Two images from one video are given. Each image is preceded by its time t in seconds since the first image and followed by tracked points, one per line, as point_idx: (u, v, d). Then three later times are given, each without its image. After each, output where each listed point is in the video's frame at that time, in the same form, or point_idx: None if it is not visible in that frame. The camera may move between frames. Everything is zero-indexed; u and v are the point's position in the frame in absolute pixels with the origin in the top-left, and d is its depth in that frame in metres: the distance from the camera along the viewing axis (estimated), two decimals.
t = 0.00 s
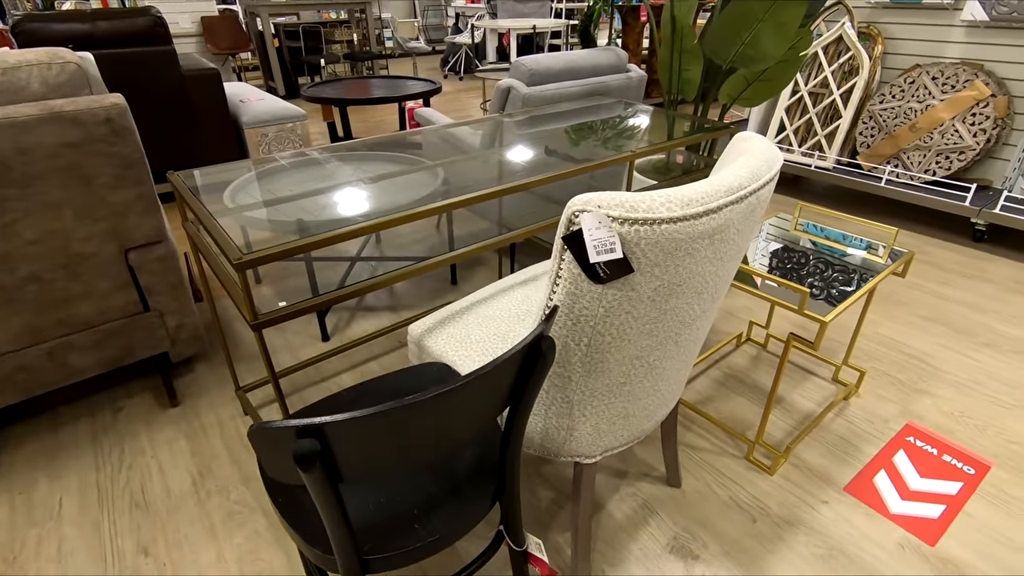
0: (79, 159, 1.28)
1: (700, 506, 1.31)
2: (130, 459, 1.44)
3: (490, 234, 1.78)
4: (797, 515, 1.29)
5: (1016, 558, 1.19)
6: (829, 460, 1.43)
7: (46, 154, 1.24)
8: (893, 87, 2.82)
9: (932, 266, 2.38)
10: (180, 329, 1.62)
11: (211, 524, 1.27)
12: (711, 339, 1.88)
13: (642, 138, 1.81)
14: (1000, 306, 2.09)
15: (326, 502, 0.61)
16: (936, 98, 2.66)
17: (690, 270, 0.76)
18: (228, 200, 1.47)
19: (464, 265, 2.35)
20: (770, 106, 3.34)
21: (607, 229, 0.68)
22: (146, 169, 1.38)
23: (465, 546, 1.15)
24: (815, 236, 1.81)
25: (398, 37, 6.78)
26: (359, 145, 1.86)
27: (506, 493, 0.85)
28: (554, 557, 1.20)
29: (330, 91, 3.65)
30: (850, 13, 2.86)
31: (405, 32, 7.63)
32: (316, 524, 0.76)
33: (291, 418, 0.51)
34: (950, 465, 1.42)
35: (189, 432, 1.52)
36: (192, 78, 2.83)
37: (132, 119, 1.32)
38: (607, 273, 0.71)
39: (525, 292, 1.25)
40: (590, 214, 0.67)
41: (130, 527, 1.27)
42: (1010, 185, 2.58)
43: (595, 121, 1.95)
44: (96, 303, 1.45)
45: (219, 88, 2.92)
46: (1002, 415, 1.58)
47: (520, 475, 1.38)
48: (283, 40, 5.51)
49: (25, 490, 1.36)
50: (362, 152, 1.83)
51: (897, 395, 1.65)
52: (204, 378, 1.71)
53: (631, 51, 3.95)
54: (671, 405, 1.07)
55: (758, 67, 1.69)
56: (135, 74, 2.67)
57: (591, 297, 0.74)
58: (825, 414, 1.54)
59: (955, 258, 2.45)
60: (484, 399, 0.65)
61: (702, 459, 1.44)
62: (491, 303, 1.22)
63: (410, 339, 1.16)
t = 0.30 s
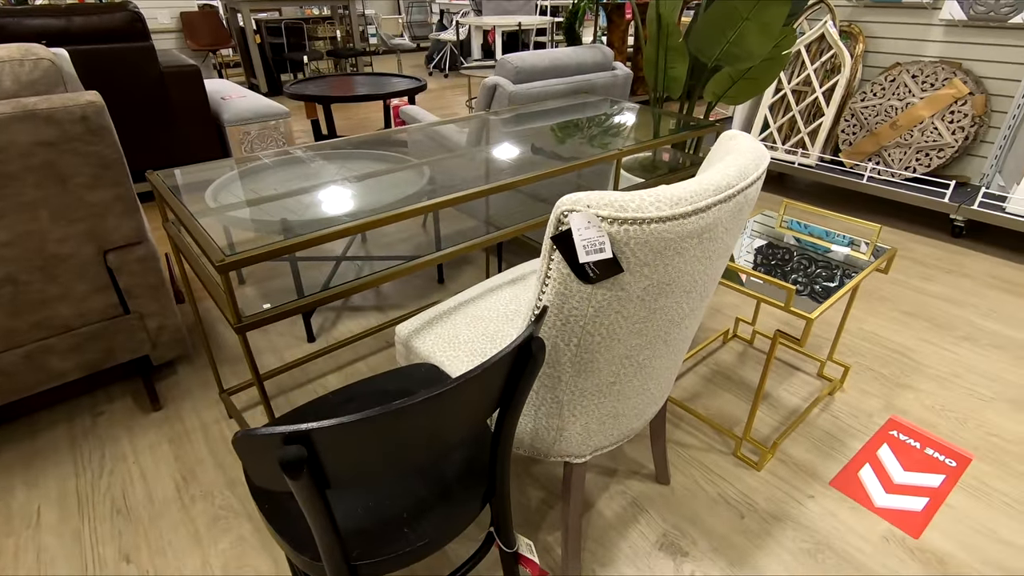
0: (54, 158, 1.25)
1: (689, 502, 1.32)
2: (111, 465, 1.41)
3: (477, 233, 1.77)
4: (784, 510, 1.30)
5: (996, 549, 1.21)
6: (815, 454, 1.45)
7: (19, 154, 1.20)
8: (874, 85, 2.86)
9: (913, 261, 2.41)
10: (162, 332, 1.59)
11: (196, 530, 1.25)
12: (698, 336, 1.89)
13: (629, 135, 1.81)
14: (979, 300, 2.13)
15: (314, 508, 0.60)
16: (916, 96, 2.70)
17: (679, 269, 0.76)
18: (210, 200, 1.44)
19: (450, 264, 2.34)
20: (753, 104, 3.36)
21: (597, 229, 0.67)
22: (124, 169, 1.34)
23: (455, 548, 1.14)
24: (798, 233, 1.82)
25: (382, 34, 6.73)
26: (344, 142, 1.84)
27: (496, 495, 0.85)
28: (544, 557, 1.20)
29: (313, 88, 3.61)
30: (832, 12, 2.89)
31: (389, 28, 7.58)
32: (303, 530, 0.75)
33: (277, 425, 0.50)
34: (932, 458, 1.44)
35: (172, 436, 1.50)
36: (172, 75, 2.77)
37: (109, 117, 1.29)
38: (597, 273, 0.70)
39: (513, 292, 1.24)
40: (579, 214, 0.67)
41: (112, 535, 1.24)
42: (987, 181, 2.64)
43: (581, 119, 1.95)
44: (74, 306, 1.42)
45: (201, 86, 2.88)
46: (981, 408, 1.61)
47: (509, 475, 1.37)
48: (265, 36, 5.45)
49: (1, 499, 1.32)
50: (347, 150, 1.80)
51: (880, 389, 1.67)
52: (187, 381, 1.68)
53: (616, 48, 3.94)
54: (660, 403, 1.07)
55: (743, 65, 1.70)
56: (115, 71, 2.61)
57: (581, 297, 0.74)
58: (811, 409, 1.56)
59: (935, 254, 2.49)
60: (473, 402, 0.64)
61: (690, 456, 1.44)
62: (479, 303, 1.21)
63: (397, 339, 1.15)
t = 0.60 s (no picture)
0: (24, 158, 1.20)
1: (681, 505, 1.31)
2: (87, 474, 1.37)
3: (464, 233, 1.74)
4: (776, 511, 1.29)
5: (985, 547, 1.22)
6: (805, 454, 1.44)
7: None
8: (859, 84, 2.87)
9: (898, 259, 2.43)
10: (141, 336, 1.54)
11: (177, 541, 1.21)
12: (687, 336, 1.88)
13: (618, 134, 1.80)
14: (962, 298, 2.15)
15: (298, 526, 0.57)
16: (900, 95, 2.72)
17: (674, 272, 0.74)
18: (189, 200, 1.40)
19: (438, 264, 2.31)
20: (740, 102, 3.37)
21: (590, 232, 0.65)
22: (98, 169, 1.30)
23: (445, 557, 1.12)
24: (785, 232, 1.82)
25: (367, 30, 6.66)
26: (329, 141, 1.80)
27: (487, 504, 0.83)
28: (536, 563, 1.18)
29: (297, 85, 3.55)
30: (817, 11, 2.89)
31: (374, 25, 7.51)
32: (287, 545, 0.72)
33: (257, 442, 0.47)
34: (921, 456, 1.44)
35: (151, 444, 1.45)
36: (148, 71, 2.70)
37: (82, 115, 1.24)
38: (590, 277, 0.68)
39: (503, 294, 1.22)
40: (572, 216, 0.65)
41: (89, 547, 1.20)
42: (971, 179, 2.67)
43: (568, 117, 1.93)
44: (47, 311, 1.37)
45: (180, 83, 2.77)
46: (967, 405, 1.62)
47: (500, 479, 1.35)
48: (247, 32, 5.36)
49: None
50: (332, 149, 1.76)
51: (868, 387, 1.68)
52: (168, 386, 1.64)
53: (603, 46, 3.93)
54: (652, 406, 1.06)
55: (732, 64, 1.69)
56: (89, 66, 2.55)
57: (573, 301, 0.72)
58: (801, 408, 1.56)
59: (919, 251, 2.51)
60: (464, 412, 0.62)
61: (681, 457, 1.43)
62: (468, 305, 1.19)
63: (384, 343, 1.12)
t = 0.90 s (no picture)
0: None
1: (681, 520, 1.25)
2: (53, 494, 1.29)
3: (453, 236, 1.67)
4: (778, 525, 1.24)
5: (995, 561, 1.18)
6: (807, 464, 1.40)
7: None
8: (854, 83, 2.84)
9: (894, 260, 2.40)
10: (112, 346, 1.46)
11: (147, 566, 1.14)
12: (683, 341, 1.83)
13: (612, 133, 1.74)
14: (960, 299, 2.11)
15: None
16: (895, 93, 2.69)
17: (680, 283, 0.69)
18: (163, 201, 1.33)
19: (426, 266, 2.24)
20: (733, 101, 3.33)
21: (591, 241, 0.59)
22: (61, 170, 1.22)
23: None
24: (779, 232, 1.76)
25: (355, 27, 6.55)
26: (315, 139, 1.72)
27: (479, 533, 0.77)
28: None
29: (282, 82, 3.47)
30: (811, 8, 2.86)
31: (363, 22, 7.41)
32: None
33: (213, 491, 0.41)
34: (925, 465, 1.40)
35: (123, 460, 1.38)
36: (126, 68, 2.59)
37: (41, 112, 1.15)
38: (591, 290, 0.62)
39: (494, 301, 1.16)
40: (571, 223, 0.59)
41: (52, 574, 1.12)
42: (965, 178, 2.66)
43: (560, 115, 1.87)
44: (8, 321, 1.29)
45: (157, 79, 2.70)
46: (970, 411, 1.58)
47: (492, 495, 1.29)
48: (231, 29, 5.25)
49: None
50: (317, 149, 1.69)
51: (869, 393, 1.63)
52: (142, 398, 1.56)
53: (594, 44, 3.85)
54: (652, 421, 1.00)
55: (729, 61, 1.64)
56: (62, 61, 2.46)
57: (572, 316, 0.66)
58: (802, 417, 1.51)
59: (915, 251, 2.47)
60: (453, 443, 0.56)
61: (680, 469, 1.38)
62: (458, 314, 1.12)
63: (368, 356, 1.06)
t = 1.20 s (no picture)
0: None
1: (689, 544, 1.18)
2: (13, 522, 1.19)
3: (444, 239, 1.58)
4: (792, 549, 1.17)
5: None
6: (820, 481, 1.32)
7: None
8: (856, 78, 2.76)
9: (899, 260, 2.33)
10: (80, 361, 1.37)
11: None
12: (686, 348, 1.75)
13: (610, 131, 1.65)
14: (970, 301, 2.05)
15: None
16: (898, 89, 2.61)
17: (698, 302, 0.60)
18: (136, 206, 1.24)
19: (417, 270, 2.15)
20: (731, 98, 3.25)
21: (601, 256, 0.51)
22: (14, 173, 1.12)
23: None
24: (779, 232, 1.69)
25: (344, 24, 6.42)
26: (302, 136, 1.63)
27: None
28: None
29: (268, 79, 3.37)
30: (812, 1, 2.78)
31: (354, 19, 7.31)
32: None
33: None
34: (944, 481, 1.33)
35: (91, 483, 1.28)
36: (102, 64, 2.47)
37: None
38: (599, 313, 0.54)
39: (488, 313, 1.07)
40: (575, 236, 0.51)
41: None
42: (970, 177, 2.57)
43: (553, 113, 1.78)
44: None
45: (138, 77, 2.57)
46: (986, 421, 1.51)
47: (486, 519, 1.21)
48: (217, 25, 5.11)
49: None
50: (302, 147, 1.59)
51: (881, 403, 1.56)
52: (114, 415, 1.47)
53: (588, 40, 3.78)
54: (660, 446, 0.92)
55: (735, 55, 1.57)
56: (36, 58, 2.33)
57: (575, 341, 0.58)
58: (813, 429, 1.43)
59: (920, 252, 2.41)
60: (442, 496, 0.48)
61: (686, 488, 1.30)
62: (448, 327, 1.04)
63: (351, 375, 0.97)
